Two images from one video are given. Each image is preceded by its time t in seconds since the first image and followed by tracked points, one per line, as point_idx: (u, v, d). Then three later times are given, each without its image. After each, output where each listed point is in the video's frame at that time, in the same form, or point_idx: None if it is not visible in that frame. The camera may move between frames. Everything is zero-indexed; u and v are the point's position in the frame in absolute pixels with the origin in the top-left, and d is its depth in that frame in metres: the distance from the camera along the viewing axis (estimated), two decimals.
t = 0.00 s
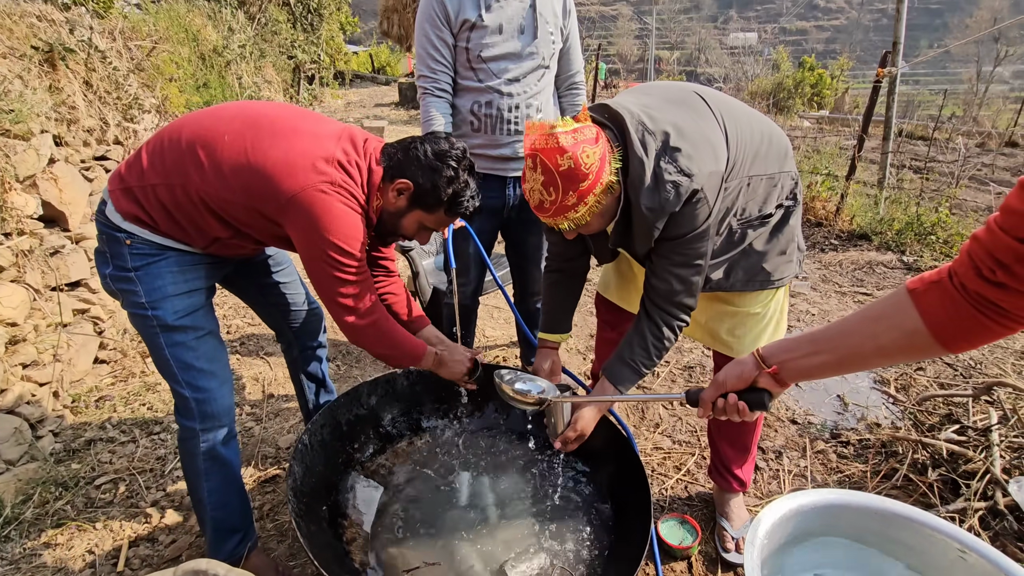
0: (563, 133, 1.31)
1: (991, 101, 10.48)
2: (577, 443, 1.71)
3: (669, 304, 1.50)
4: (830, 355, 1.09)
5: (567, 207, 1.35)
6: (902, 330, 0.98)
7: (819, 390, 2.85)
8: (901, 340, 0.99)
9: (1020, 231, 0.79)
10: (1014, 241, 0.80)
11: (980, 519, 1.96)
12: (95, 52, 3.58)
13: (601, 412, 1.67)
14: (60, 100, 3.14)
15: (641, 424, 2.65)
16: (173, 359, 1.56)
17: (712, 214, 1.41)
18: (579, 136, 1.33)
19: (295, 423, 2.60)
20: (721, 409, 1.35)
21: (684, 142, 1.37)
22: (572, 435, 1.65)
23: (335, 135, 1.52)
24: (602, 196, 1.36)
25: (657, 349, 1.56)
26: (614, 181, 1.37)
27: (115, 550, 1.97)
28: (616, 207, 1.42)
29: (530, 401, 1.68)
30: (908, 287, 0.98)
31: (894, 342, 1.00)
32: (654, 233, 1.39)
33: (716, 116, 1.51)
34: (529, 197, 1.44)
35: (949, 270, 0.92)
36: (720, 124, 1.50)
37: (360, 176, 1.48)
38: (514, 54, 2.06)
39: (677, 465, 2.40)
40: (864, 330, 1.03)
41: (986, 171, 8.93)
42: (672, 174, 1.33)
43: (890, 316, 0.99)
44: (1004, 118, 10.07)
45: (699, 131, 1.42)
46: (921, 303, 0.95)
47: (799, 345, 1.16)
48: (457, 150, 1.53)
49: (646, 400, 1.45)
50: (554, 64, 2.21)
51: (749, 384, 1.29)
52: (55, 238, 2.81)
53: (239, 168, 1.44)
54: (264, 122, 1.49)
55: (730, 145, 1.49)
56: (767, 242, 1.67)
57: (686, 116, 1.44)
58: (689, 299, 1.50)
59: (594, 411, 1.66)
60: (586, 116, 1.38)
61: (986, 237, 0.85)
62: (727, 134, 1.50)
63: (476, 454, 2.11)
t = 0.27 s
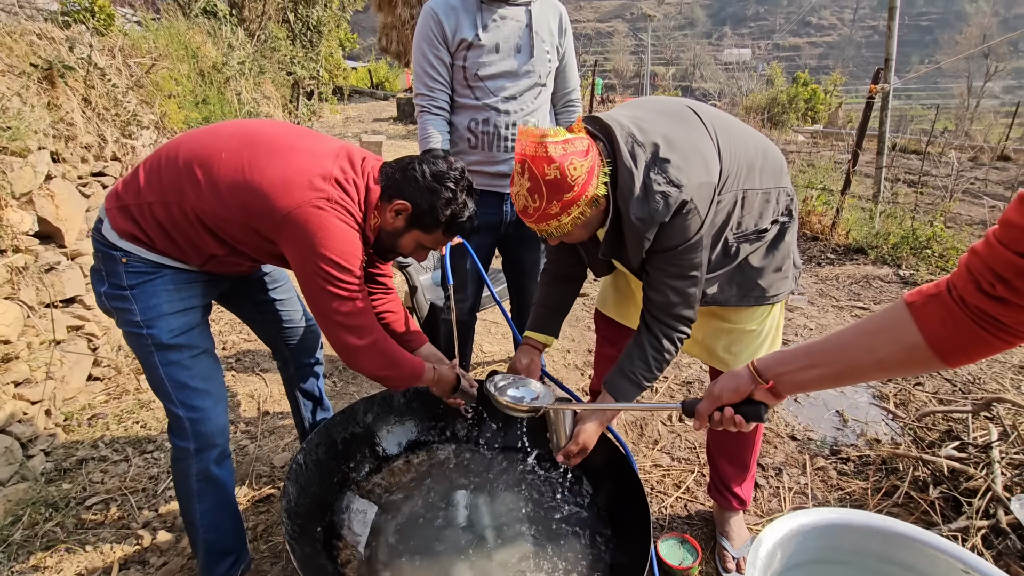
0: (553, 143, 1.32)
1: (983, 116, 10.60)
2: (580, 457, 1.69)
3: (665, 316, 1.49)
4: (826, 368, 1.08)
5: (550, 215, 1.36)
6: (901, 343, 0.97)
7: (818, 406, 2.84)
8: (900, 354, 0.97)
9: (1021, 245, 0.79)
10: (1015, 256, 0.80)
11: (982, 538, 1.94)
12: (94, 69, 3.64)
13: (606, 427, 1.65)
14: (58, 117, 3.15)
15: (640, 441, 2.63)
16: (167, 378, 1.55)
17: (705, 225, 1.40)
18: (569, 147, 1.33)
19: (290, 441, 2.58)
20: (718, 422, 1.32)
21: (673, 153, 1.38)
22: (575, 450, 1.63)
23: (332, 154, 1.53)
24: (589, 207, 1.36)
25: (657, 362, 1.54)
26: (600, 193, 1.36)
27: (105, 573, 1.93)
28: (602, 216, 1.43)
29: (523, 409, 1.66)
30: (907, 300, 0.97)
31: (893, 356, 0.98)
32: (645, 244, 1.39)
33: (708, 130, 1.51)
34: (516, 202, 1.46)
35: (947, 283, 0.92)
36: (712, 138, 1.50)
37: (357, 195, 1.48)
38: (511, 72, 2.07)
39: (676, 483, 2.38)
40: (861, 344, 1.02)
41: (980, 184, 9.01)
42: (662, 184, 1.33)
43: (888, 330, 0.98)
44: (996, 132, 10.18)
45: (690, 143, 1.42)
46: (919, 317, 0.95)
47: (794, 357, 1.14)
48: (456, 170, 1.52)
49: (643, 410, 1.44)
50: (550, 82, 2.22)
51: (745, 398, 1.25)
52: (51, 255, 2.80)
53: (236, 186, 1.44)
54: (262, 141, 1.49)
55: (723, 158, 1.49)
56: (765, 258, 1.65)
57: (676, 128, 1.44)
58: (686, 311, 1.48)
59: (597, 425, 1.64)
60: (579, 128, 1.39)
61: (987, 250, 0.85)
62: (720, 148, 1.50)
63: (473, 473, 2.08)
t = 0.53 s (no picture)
0: (533, 162, 1.35)
1: (976, 129, 10.71)
2: (582, 474, 1.67)
3: (654, 331, 1.49)
4: (826, 377, 1.08)
5: (528, 231, 1.40)
6: (900, 352, 0.97)
7: (818, 420, 2.83)
8: (898, 363, 0.97)
9: (1020, 255, 0.79)
10: (1015, 266, 0.80)
11: (985, 555, 1.92)
12: (95, 86, 3.67)
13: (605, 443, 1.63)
14: (58, 133, 3.17)
15: (640, 456, 2.61)
16: (165, 397, 1.54)
17: (688, 241, 1.40)
18: (549, 166, 1.36)
19: (287, 458, 2.56)
20: (717, 430, 1.36)
21: (654, 171, 1.38)
22: (575, 467, 1.62)
23: (333, 174, 1.53)
24: (570, 224, 1.39)
25: (654, 377, 1.53)
26: (579, 211, 1.38)
27: None
28: (583, 232, 1.44)
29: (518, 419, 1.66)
30: (906, 308, 0.97)
31: (893, 364, 0.98)
32: (627, 261, 1.40)
33: (692, 146, 1.51)
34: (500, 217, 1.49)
35: (948, 291, 0.91)
36: (696, 155, 1.50)
37: (358, 215, 1.48)
38: (510, 90, 2.09)
39: (677, 500, 2.36)
40: (860, 353, 1.02)
41: (975, 197, 9.07)
42: (642, 203, 1.34)
43: (888, 338, 0.98)
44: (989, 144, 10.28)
45: (672, 161, 1.43)
46: (919, 326, 0.94)
47: (793, 367, 1.14)
48: (456, 189, 1.52)
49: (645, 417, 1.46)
50: (549, 100, 2.24)
51: (745, 407, 1.28)
52: (48, 270, 2.80)
53: (237, 207, 1.45)
54: (263, 161, 1.50)
55: (707, 175, 1.49)
56: (757, 274, 1.64)
57: (658, 146, 1.45)
58: (675, 326, 1.48)
59: (596, 442, 1.62)
60: (563, 147, 1.41)
61: (985, 259, 0.84)
62: (704, 164, 1.50)
63: (472, 490, 2.06)
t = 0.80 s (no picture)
0: (515, 178, 1.35)
1: (970, 140, 10.81)
2: (581, 486, 1.67)
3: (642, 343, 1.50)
4: (835, 382, 1.06)
5: (512, 245, 1.40)
6: (910, 353, 0.95)
7: (818, 432, 2.82)
8: (909, 366, 0.95)
9: None
10: None
11: (989, 568, 1.91)
12: (96, 100, 3.70)
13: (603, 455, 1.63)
14: (60, 147, 3.19)
15: (640, 469, 2.60)
16: (164, 410, 1.53)
17: (671, 255, 1.41)
18: (532, 183, 1.37)
19: (285, 471, 2.54)
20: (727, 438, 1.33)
21: (634, 186, 1.39)
22: (574, 479, 1.61)
23: (331, 190, 1.53)
24: (552, 239, 1.40)
25: (649, 389, 1.53)
26: (562, 226, 1.39)
27: None
28: (567, 246, 1.45)
29: (519, 429, 1.64)
30: (915, 308, 0.95)
31: (902, 367, 0.96)
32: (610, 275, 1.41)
33: (675, 161, 1.52)
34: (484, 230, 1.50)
35: (958, 290, 0.89)
36: (679, 169, 1.51)
37: (356, 232, 1.49)
38: (509, 103, 2.11)
39: (677, 512, 2.35)
40: (868, 357, 1.00)
41: (971, 207, 9.13)
42: (622, 218, 1.35)
43: (897, 340, 0.96)
44: (983, 155, 10.37)
45: (652, 175, 1.44)
46: (930, 326, 0.92)
47: (802, 373, 1.11)
48: (449, 197, 1.52)
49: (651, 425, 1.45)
50: (548, 113, 2.26)
51: (757, 414, 1.25)
52: (48, 283, 2.80)
53: (236, 225, 1.45)
54: (261, 178, 1.50)
55: (690, 189, 1.50)
56: (747, 284, 1.64)
57: (639, 161, 1.46)
58: (662, 338, 1.48)
59: (595, 453, 1.62)
60: (547, 163, 1.41)
61: (993, 256, 0.83)
62: (687, 178, 1.51)
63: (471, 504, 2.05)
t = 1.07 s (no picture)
0: (505, 190, 1.34)
1: (966, 149, 10.88)
2: (577, 488, 1.66)
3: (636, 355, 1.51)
4: (851, 389, 1.04)
5: (501, 255, 1.40)
6: (928, 357, 0.94)
7: (818, 441, 2.81)
8: (925, 369, 0.95)
9: None
10: None
11: None
12: (96, 111, 3.71)
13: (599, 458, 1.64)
14: (59, 158, 3.20)
15: (639, 479, 2.59)
16: (158, 422, 1.52)
17: (661, 264, 1.41)
18: (521, 194, 1.36)
19: (282, 483, 2.52)
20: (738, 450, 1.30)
21: (623, 198, 1.40)
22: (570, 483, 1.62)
23: (321, 198, 1.53)
24: (541, 249, 1.40)
25: (644, 394, 1.53)
26: (551, 236, 1.39)
27: None
28: (556, 255, 1.45)
29: (521, 441, 1.62)
30: (929, 310, 0.95)
31: (920, 371, 0.95)
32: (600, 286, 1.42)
33: (664, 171, 1.53)
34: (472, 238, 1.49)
35: (970, 291, 0.89)
36: (668, 180, 1.52)
37: (346, 239, 1.48)
38: (507, 115, 2.12)
39: (677, 523, 2.33)
40: (884, 363, 0.99)
41: (967, 216, 9.17)
42: (610, 230, 1.35)
43: (912, 343, 0.96)
44: (979, 164, 10.43)
45: (641, 187, 1.44)
46: (944, 329, 0.92)
47: (815, 381, 1.10)
48: (438, 198, 1.50)
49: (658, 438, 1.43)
50: (546, 124, 2.28)
51: (767, 424, 1.22)
52: (45, 293, 2.79)
53: (226, 234, 1.45)
54: (252, 187, 1.50)
55: (678, 200, 1.51)
56: (738, 292, 1.65)
57: (627, 173, 1.47)
58: (655, 349, 1.47)
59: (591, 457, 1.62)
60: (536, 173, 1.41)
61: (1007, 257, 0.83)
62: (676, 189, 1.52)
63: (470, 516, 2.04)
